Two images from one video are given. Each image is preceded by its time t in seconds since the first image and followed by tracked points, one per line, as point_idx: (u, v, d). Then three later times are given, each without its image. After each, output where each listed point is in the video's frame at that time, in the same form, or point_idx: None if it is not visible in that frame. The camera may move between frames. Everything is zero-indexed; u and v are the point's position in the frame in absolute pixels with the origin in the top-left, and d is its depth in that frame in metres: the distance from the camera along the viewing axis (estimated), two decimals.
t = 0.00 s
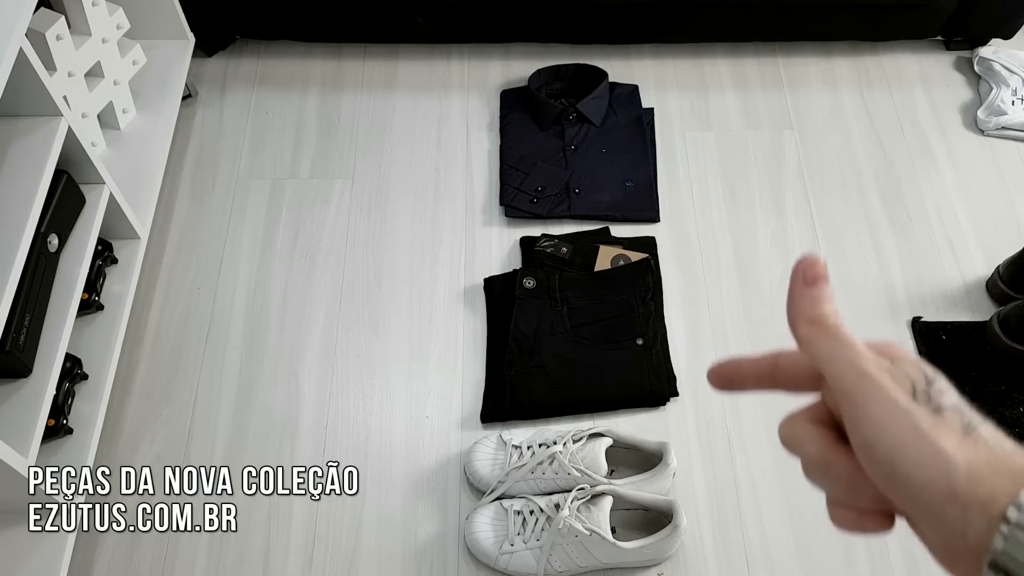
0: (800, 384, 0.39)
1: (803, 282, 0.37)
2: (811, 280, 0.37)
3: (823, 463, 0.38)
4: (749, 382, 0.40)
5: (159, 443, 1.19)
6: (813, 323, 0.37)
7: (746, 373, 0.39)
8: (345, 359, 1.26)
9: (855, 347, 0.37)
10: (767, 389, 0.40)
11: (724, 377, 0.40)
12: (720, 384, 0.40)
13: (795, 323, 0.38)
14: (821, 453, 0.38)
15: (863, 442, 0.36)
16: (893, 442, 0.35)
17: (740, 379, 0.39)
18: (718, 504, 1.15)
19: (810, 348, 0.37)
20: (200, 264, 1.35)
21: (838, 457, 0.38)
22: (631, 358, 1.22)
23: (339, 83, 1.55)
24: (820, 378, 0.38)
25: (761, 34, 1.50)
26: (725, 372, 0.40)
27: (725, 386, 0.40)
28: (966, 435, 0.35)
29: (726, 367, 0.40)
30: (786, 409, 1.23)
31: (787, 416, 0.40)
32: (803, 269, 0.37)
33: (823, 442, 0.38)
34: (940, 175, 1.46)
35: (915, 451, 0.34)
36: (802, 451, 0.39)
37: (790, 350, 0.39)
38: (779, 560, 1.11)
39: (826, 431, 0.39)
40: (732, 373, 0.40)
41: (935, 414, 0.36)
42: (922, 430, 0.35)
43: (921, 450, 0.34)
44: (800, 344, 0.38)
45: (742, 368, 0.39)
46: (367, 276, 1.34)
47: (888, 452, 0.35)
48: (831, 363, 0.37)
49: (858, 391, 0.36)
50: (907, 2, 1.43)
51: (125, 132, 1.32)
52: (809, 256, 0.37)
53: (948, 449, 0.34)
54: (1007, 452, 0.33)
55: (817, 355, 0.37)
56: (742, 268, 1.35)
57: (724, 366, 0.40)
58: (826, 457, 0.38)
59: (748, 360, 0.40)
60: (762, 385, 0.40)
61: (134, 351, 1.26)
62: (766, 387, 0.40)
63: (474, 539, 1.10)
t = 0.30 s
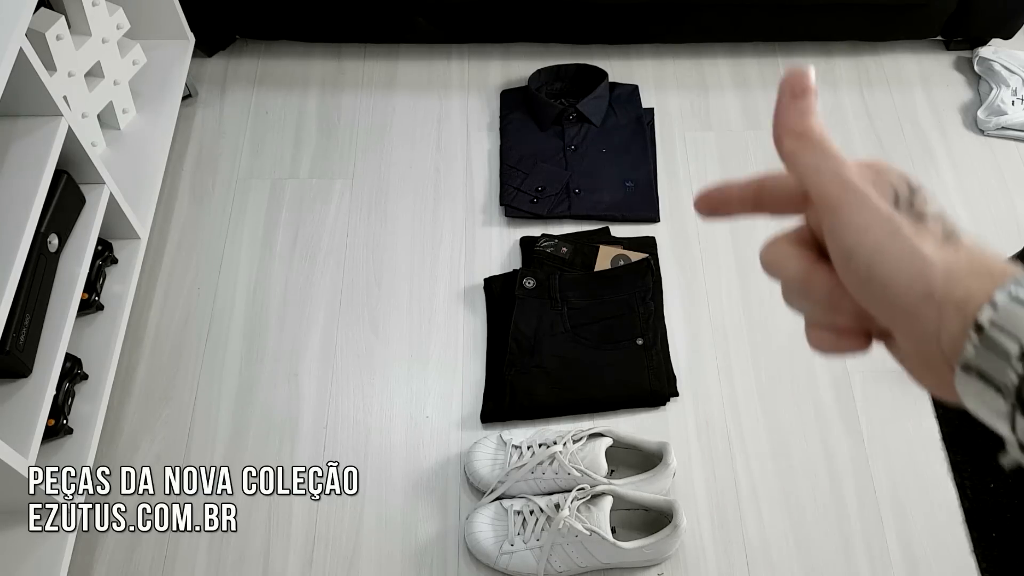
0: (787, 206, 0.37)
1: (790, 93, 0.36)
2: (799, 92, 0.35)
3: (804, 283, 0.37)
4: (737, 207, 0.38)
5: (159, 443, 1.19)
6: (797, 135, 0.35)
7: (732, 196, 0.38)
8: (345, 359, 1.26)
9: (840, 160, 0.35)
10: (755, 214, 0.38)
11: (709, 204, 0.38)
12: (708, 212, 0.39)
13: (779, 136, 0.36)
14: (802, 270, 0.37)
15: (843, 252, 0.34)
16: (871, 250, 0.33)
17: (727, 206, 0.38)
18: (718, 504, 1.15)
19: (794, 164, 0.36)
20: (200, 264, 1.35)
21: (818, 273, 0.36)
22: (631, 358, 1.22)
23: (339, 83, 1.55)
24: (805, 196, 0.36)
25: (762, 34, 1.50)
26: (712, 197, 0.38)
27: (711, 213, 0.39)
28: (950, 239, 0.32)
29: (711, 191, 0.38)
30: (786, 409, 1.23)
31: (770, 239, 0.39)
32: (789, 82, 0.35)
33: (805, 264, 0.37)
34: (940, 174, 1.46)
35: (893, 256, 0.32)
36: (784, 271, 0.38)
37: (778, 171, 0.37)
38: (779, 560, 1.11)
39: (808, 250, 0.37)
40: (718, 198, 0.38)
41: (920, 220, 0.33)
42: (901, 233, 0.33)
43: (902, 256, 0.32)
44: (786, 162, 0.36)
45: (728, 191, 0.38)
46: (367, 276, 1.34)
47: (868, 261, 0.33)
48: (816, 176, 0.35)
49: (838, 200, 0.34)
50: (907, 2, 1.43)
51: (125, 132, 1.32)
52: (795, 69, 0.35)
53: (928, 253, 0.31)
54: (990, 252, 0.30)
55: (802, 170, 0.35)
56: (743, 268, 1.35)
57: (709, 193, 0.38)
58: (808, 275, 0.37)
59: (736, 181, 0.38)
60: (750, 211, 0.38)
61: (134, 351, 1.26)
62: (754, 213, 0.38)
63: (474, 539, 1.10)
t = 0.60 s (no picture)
0: (769, 177, 0.41)
1: (771, 70, 0.37)
2: (779, 69, 0.37)
3: (785, 253, 0.42)
4: (718, 180, 0.41)
5: (159, 443, 1.19)
6: (779, 110, 0.38)
7: (713, 171, 0.41)
8: (346, 359, 1.26)
9: (822, 134, 0.38)
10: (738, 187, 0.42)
11: (691, 178, 0.42)
12: (689, 185, 0.42)
13: (760, 112, 0.39)
14: (785, 242, 0.42)
15: (825, 222, 0.39)
16: (856, 218, 0.38)
17: (708, 179, 0.41)
18: (718, 504, 1.15)
19: (776, 138, 0.39)
20: (199, 264, 1.35)
21: (800, 244, 0.42)
22: (632, 358, 1.22)
23: (339, 83, 1.55)
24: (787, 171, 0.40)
25: (762, 34, 1.50)
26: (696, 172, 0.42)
27: (692, 188, 0.42)
28: (933, 206, 0.37)
29: (694, 168, 0.41)
30: (786, 409, 1.23)
31: (754, 212, 0.43)
32: (768, 59, 0.37)
33: (788, 235, 0.42)
34: (940, 174, 1.46)
35: (878, 226, 0.37)
36: (767, 241, 0.43)
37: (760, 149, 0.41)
38: (779, 560, 1.11)
39: (789, 223, 0.42)
40: (701, 172, 0.41)
41: (900, 188, 0.38)
42: (884, 203, 0.37)
43: (883, 223, 0.37)
44: (767, 136, 0.39)
45: (710, 167, 0.41)
46: (367, 276, 1.34)
47: (849, 229, 0.38)
48: (797, 151, 0.38)
49: (821, 175, 0.38)
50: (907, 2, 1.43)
51: (125, 132, 1.32)
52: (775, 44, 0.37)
53: (910, 220, 0.37)
54: (969, 216, 0.36)
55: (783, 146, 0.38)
56: (743, 268, 1.35)
57: (693, 169, 0.41)
58: (790, 246, 0.42)
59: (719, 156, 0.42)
60: (733, 185, 0.42)
61: (133, 351, 1.26)
62: (737, 187, 0.42)
63: (474, 539, 1.10)
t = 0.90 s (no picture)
0: (778, 443, 0.42)
1: (761, 346, 0.41)
2: (768, 345, 0.41)
3: (819, 524, 0.41)
4: (731, 448, 0.44)
5: (159, 443, 1.19)
6: (784, 391, 0.41)
7: (725, 438, 0.43)
8: (346, 359, 1.26)
9: (823, 402, 0.41)
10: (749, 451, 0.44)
11: (705, 441, 0.44)
12: (703, 450, 0.44)
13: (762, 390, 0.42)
14: (815, 511, 0.41)
15: (858, 500, 0.39)
16: (889, 491, 0.38)
17: (723, 446, 0.43)
18: (718, 504, 1.15)
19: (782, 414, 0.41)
20: (200, 264, 1.35)
21: (832, 514, 0.41)
22: (632, 358, 1.22)
23: (339, 83, 1.55)
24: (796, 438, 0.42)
25: (762, 34, 1.50)
26: (703, 437, 0.44)
27: (706, 452, 0.44)
28: (962, 466, 0.38)
29: (704, 433, 0.44)
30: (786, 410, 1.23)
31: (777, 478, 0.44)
32: (757, 334, 0.41)
33: (818, 506, 0.41)
34: (940, 174, 1.46)
35: (920, 502, 0.38)
36: (793, 510, 0.43)
37: (762, 414, 0.43)
38: (779, 560, 1.11)
39: (814, 489, 0.42)
40: (716, 438, 0.44)
41: (929, 456, 0.39)
42: (915, 474, 0.38)
43: (914, 491, 0.38)
44: (769, 409, 0.42)
45: (721, 434, 0.43)
46: (367, 276, 1.34)
47: (892, 512, 0.38)
48: (815, 427, 0.40)
49: (836, 447, 0.40)
50: (907, 2, 1.43)
51: (125, 132, 1.32)
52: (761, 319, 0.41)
53: (951, 494, 0.37)
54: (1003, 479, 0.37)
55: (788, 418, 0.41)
56: (742, 268, 1.35)
57: (707, 434, 0.44)
58: (824, 516, 0.41)
59: (726, 421, 0.44)
60: (740, 449, 0.43)
61: (133, 350, 1.26)
62: (746, 452, 0.43)
63: (474, 539, 1.10)
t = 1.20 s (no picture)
0: (807, 153, 0.34)
1: (812, 36, 0.32)
2: (821, 34, 0.32)
3: (825, 234, 0.34)
4: (748, 147, 0.35)
5: (159, 443, 1.19)
6: (824, 76, 0.32)
7: (746, 138, 0.34)
8: (346, 359, 1.26)
9: (866, 102, 0.32)
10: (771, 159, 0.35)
11: (721, 146, 0.35)
12: (719, 151, 0.35)
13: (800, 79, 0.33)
14: (821, 220, 0.34)
15: (874, 194, 0.32)
16: (908, 190, 0.31)
17: (740, 147, 0.35)
18: (718, 504, 1.15)
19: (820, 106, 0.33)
20: (199, 264, 1.35)
21: (842, 221, 0.34)
22: (632, 358, 1.22)
23: (339, 83, 1.55)
24: (826, 139, 0.34)
25: (762, 34, 1.50)
26: (724, 135, 0.35)
27: (721, 155, 0.35)
28: (990, 177, 0.31)
29: (725, 131, 0.35)
30: (786, 410, 1.22)
31: (786, 192, 0.36)
32: (812, 25, 0.32)
33: (829, 211, 0.34)
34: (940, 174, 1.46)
35: (941, 202, 0.31)
36: (801, 223, 0.35)
37: (798, 116, 0.34)
38: (779, 560, 1.11)
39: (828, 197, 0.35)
40: (732, 137, 0.35)
41: (956, 159, 0.32)
42: (940, 173, 0.31)
43: (939, 193, 0.31)
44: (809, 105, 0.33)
45: (742, 131, 0.34)
46: (367, 276, 1.34)
47: (905, 206, 0.31)
48: (846, 117, 0.32)
49: (866, 141, 0.32)
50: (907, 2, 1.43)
51: (125, 132, 1.32)
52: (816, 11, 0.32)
53: (970, 191, 0.30)
54: None
55: (827, 115, 0.33)
56: (743, 268, 1.35)
57: (723, 131, 0.35)
58: (832, 221, 0.34)
59: (750, 121, 0.35)
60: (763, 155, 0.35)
61: (133, 351, 1.26)
62: (768, 157, 0.35)
63: (474, 539, 1.10)
